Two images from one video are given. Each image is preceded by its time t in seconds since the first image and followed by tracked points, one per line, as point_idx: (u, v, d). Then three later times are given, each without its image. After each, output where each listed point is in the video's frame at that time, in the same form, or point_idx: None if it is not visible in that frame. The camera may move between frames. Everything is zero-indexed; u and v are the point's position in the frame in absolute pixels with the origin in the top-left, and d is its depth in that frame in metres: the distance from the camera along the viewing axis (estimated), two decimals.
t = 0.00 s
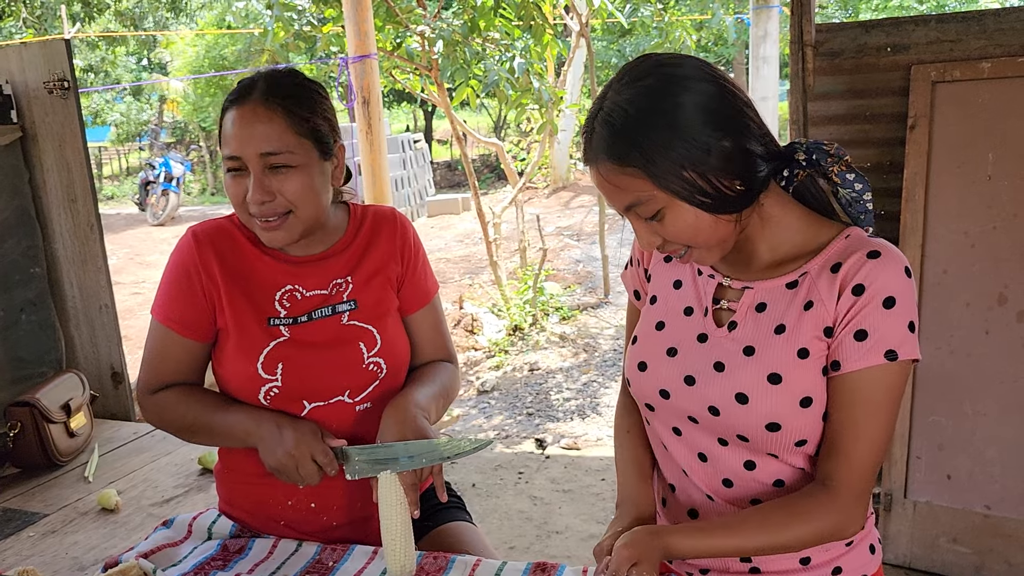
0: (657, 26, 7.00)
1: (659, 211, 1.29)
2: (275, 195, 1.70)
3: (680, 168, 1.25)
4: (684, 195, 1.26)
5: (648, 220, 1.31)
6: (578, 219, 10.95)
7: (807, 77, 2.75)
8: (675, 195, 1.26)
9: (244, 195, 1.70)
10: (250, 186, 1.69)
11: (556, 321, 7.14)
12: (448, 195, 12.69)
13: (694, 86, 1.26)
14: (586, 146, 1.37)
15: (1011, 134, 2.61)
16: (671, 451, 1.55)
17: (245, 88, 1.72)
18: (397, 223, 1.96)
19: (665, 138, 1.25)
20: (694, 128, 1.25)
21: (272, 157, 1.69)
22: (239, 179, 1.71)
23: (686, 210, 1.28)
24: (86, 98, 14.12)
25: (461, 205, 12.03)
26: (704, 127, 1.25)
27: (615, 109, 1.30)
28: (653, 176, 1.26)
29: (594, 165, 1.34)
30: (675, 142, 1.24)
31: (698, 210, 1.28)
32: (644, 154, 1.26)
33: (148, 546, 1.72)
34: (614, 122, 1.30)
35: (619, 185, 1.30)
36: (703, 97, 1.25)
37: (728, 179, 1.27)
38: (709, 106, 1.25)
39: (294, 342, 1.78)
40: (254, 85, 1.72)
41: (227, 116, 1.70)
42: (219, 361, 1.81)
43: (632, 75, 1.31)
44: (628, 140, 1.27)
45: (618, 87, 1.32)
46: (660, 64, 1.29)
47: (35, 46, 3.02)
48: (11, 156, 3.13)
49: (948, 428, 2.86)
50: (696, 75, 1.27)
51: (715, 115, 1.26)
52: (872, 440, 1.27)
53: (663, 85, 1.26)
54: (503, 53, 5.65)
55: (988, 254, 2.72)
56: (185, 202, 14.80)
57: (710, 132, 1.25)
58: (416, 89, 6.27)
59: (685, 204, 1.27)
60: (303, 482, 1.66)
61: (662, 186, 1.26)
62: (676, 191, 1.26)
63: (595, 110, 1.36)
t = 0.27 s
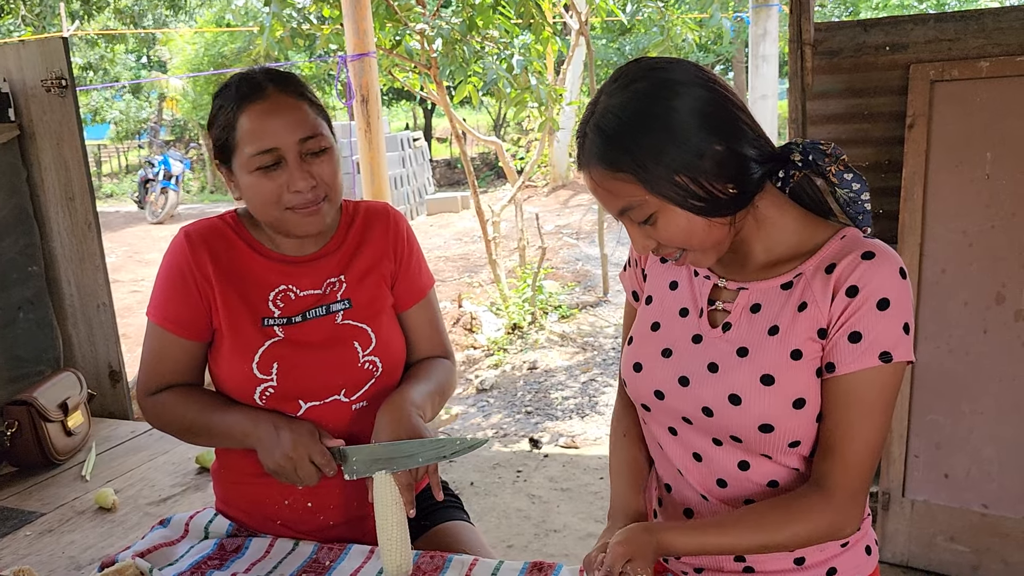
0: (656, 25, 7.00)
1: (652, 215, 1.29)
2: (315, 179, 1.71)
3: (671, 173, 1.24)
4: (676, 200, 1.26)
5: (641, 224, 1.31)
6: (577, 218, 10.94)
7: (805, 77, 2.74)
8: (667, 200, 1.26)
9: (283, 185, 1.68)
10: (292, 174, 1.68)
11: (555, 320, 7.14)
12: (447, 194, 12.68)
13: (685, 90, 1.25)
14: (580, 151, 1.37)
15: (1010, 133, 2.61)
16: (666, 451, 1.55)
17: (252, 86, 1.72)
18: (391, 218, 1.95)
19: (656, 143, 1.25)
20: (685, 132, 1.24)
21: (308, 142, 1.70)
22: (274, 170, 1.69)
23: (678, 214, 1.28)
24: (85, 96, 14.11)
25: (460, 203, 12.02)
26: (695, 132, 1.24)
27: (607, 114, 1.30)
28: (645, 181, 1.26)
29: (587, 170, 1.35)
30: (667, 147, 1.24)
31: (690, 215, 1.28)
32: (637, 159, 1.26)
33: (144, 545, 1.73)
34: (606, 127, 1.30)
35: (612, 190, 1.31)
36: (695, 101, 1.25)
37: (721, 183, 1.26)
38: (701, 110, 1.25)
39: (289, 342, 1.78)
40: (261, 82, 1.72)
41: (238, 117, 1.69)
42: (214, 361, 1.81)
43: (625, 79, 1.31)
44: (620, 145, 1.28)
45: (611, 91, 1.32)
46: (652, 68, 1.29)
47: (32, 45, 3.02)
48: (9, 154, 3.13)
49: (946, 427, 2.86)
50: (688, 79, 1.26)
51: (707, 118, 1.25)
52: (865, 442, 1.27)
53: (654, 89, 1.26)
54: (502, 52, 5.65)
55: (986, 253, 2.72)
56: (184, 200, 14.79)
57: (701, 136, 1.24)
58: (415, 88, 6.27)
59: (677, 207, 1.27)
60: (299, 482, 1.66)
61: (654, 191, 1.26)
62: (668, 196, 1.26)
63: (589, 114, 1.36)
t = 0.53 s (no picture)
0: (658, 21, 6.98)
1: (649, 210, 1.28)
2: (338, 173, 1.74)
3: (669, 167, 1.23)
4: (674, 194, 1.25)
5: (639, 219, 1.30)
6: (578, 214, 10.93)
7: (808, 73, 2.73)
8: (665, 194, 1.25)
9: (310, 180, 1.69)
10: (318, 168, 1.69)
11: (555, 316, 7.13)
12: (448, 190, 12.67)
13: (683, 85, 1.24)
14: (577, 146, 1.36)
15: (1012, 130, 2.60)
16: (667, 447, 1.54)
17: (265, 82, 1.71)
18: (387, 212, 1.94)
19: (654, 137, 1.24)
20: (682, 127, 1.23)
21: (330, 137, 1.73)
22: (299, 166, 1.69)
23: (676, 208, 1.27)
24: (86, 91, 14.10)
25: (461, 200, 12.02)
26: (693, 126, 1.23)
27: (604, 109, 1.29)
28: (643, 174, 1.25)
29: (585, 165, 1.33)
30: (664, 141, 1.23)
31: (688, 209, 1.27)
32: (635, 154, 1.25)
33: (142, 541, 1.72)
34: (603, 122, 1.29)
35: (609, 184, 1.30)
36: (692, 96, 1.24)
37: (718, 177, 1.26)
38: (698, 104, 1.24)
39: (285, 339, 1.77)
40: (276, 79, 1.72)
41: (254, 115, 1.68)
42: (212, 359, 1.81)
43: (621, 73, 1.30)
44: (618, 140, 1.26)
45: (607, 86, 1.31)
46: (649, 63, 1.28)
47: (31, 38, 3.01)
48: (8, 148, 3.12)
49: (947, 425, 2.85)
50: (685, 74, 1.25)
51: (705, 113, 1.24)
52: (867, 438, 1.26)
53: (651, 84, 1.25)
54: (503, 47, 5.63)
55: (988, 250, 2.71)
56: (184, 196, 14.78)
57: (699, 131, 1.23)
58: (416, 83, 6.26)
59: (674, 202, 1.26)
60: (299, 478, 1.65)
61: (652, 185, 1.25)
62: (666, 191, 1.25)
63: (585, 109, 1.35)
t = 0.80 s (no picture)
0: (660, 17, 6.96)
1: (658, 199, 1.28)
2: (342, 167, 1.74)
3: (678, 157, 1.23)
4: (683, 183, 1.25)
5: (647, 208, 1.30)
6: (579, 210, 10.92)
7: (811, 69, 2.69)
8: (674, 182, 1.25)
9: (318, 172, 1.69)
10: (325, 161, 1.69)
11: (556, 312, 7.13)
12: (449, 185, 12.66)
13: (694, 75, 1.24)
14: (587, 135, 1.36)
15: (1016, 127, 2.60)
16: (670, 438, 1.54)
17: (270, 74, 1.70)
18: (385, 204, 1.93)
19: (664, 126, 1.23)
20: (692, 117, 1.23)
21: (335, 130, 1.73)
22: (306, 159, 1.69)
23: (684, 198, 1.26)
24: (87, 85, 14.10)
25: (462, 195, 12.01)
26: (703, 116, 1.23)
27: (615, 97, 1.29)
28: (651, 163, 1.25)
29: (595, 154, 1.33)
30: (673, 130, 1.23)
31: (696, 199, 1.26)
32: (644, 143, 1.24)
33: (143, 532, 1.73)
34: (614, 110, 1.28)
35: (618, 173, 1.29)
36: (703, 86, 1.23)
37: (728, 167, 1.25)
38: (708, 94, 1.23)
39: (284, 332, 1.77)
40: (281, 71, 1.71)
41: (258, 109, 1.67)
42: (212, 351, 1.81)
43: (633, 62, 1.29)
44: (627, 129, 1.26)
45: (618, 74, 1.30)
46: (660, 52, 1.27)
47: (33, 30, 3.01)
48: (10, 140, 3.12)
49: (948, 422, 2.85)
50: (697, 63, 1.25)
51: (715, 103, 1.23)
52: (871, 433, 1.26)
53: (662, 73, 1.25)
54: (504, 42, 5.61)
55: (991, 247, 2.70)
56: (185, 190, 14.77)
57: (709, 121, 1.23)
58: (417, 78, 6.25)
59: (683, 191, 1.26)
60: (300, 470, 1.65)
61: (662, 174, 1.25)
62: (675, 180, 1.24)
63: (596, 97, 1.35)
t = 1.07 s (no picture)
0: (663, 13, 6.95)
1: (647, 184, 1.28)
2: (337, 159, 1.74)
3: (671, 143, 1.24)
4: (674, 169, 1.25)
5: (636, 194, 1.30)
6: (581, 206, 10.92)
7: (813, 65, 2.70)
8: (666, 168, 1.25)
9: (311, 164, 1.69)
10: (318, 153, 1.69)
11: (557, 307, 7.14)
12: (451, 180, 12.65)
13: (692, 63, 1.24)
14: (582, 119, 1.36)
15: (1017, 125, 2.59)
16: (666, 431, 1.55)
17: (270, 64, 1.71)
18: (386, 195, 1.94)
19: (659, 112, 1.24)
20: (687, 104, 1.23)
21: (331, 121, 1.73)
22: (300, 150, 1.69)
23: (675, 184, 1.27)
24: (90, 78, 14.11)
25: (464, 190, 12.02)
26: (698, 104, 1.23)
27: (612, 81, 1.29)
28: (644, 148, 1.25)
29: (588, 138, 1.33)
30: (669, 117, 1.23)
31: (686, 185, 1.27)
32: (638, 128, 1.25)
33: (144, 521, 1.74)
34: (610, 94, 1.29)
35: (610, 156, 1.30)
36: (700, 74, 1.24)
37: (720, 156, 1.26)
38: (705, 82, 1.24)
39: (284, 323, 1.78)
40: (281, 61, 1.72)
41: (257, 98, 1.68)
42: (211, 341, 1.81)
43: (632, 48, 1.30)
44: (621, 113, 1.26)
45: (617, 59, 1.31)
46: (659, 40, 1.28)
47: (36, 21, 3.01)
48: (12, 131, 3.12)
49: (947, 418, 2.86)
50: (694, 53, 1.25)
51: (711, 92, 1.24)
52: (864, 423, 1.27)
53: (661, 59, 1.25)
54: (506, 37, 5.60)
55: (991, 244, 2.71)
56: (187, 183, 14.78)
57: (704, 109, 1.23)
58: (419, 73, 6.25)
59: (674, 177, 1.26)
60: (298, 461, 1.66)
61: (653, 159, 1.25)
62: (667, 165, 1.25)
63: (593, 81, 1.35)
